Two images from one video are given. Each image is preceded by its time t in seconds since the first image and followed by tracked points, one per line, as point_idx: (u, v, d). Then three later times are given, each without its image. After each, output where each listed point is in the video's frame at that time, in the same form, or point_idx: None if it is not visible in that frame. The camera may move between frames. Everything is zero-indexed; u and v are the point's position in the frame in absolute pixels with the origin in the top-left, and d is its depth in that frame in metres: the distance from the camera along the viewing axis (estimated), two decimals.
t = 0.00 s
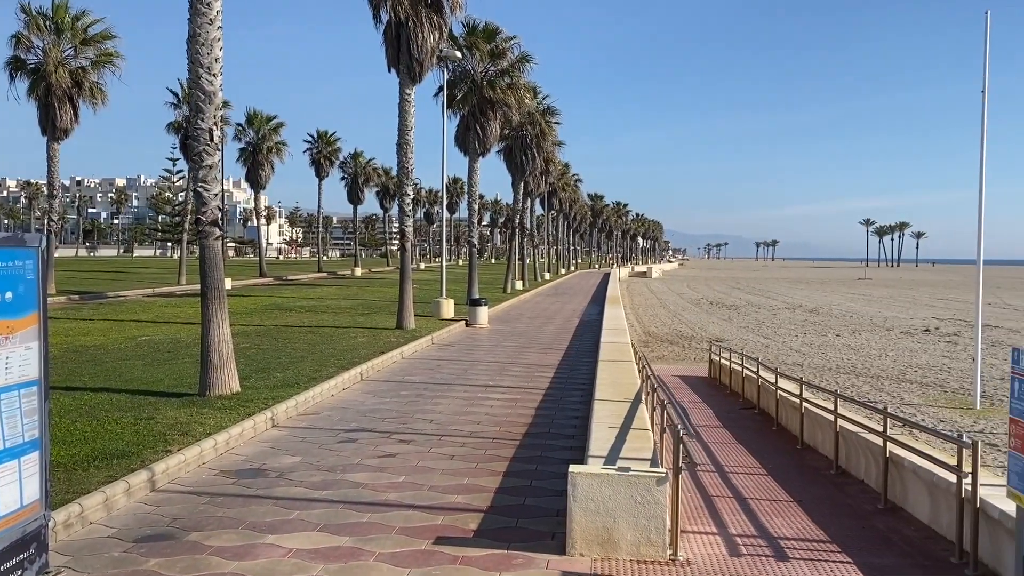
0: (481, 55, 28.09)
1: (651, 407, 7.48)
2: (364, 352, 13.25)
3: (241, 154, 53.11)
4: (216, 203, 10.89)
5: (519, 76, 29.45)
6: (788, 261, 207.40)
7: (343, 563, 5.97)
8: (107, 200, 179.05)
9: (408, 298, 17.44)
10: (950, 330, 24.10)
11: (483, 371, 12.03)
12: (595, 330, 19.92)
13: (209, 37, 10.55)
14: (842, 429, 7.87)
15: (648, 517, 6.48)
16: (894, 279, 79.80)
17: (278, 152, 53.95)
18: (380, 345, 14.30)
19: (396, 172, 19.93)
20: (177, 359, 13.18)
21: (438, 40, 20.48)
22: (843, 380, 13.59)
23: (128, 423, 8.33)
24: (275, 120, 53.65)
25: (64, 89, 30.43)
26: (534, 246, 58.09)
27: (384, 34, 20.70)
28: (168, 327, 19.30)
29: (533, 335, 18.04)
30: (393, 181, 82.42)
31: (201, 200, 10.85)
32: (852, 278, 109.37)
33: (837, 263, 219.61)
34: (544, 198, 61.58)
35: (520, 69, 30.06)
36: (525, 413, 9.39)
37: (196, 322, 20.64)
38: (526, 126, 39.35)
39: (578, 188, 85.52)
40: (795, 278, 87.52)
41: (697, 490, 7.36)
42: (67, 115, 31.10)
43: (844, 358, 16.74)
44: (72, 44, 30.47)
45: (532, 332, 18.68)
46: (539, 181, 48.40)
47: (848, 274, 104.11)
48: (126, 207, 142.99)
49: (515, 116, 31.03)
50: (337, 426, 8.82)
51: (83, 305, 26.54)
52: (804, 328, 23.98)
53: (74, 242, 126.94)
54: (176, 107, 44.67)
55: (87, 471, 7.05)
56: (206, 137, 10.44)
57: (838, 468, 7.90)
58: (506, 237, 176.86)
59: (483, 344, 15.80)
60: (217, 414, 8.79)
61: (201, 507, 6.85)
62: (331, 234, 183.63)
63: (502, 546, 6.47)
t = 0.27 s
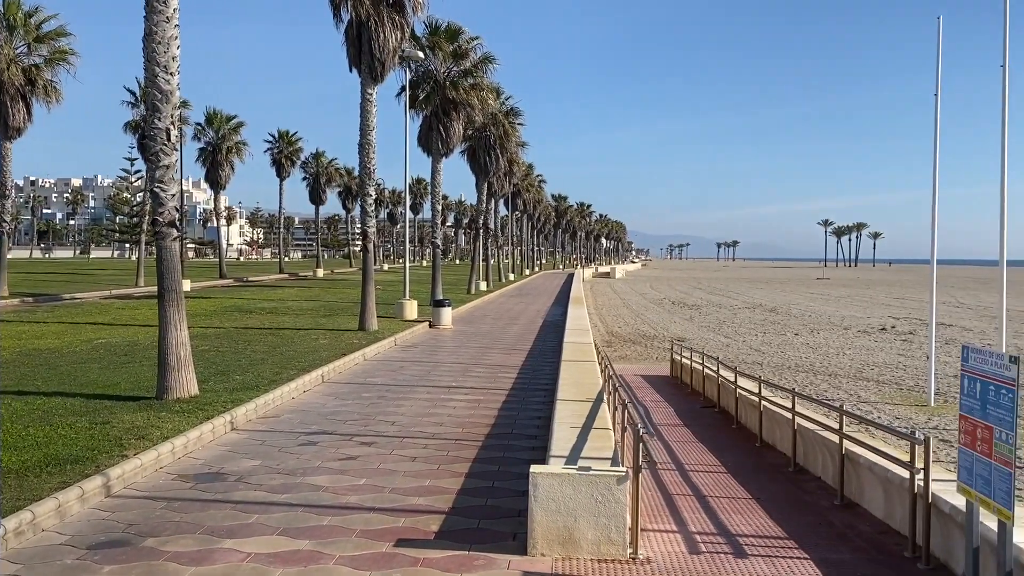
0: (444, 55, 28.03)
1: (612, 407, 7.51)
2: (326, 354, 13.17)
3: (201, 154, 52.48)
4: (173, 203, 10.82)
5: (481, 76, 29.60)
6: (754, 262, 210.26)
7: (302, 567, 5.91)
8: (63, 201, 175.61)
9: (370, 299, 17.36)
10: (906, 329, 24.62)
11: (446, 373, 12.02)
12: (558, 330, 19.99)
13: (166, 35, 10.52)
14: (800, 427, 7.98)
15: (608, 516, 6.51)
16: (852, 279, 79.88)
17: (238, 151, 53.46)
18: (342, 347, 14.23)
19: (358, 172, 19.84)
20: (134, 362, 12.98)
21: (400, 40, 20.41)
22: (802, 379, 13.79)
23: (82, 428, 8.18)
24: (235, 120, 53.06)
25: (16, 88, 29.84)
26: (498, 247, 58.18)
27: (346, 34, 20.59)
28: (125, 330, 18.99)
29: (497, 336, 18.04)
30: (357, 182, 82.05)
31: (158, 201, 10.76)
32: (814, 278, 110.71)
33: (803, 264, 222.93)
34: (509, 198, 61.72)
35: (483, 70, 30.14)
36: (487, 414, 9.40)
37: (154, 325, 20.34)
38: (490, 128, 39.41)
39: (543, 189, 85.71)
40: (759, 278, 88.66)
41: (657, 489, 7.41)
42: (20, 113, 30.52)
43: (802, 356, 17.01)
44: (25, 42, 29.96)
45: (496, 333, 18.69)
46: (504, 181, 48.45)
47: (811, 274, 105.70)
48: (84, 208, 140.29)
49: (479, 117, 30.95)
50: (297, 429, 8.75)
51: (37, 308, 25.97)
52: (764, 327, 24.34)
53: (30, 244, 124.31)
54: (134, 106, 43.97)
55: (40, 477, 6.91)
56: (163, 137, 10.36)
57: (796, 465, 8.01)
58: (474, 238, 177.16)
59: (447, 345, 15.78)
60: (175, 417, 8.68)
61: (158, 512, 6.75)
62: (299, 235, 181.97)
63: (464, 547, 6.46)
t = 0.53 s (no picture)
0: (405, 55, 27.85)
1: (573, 407, 7.53)
2: (285, 356, 13.05)
3: (158, 154, 51.67)
4: (128, 203, 10.71)
5: (443, 76, 29.64)
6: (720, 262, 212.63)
7: (260, 572, 5.82)
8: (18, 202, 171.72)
9: (331, 300, 17.24)
10: (862, 327, 25.08)
11: (408, 374, 11.98)
12: (520, 331, 20.02)
13: (120, 33, 10.44)
14: (757, 425, 8.07)
15: (568, 516, 6.52)
16: (810, 279, 79.69)
17: (196, 151, 52.81)
18: (302, 349, 14.11)
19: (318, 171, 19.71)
20: (87, 366, 12.72)
21: (360, 39, 20.29)
22: (761, 377, 13.98)
23: (33, 433, 8.00)
24: (193, 120, 52.37)
25: None
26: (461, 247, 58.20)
27: (305, 32, 20.52)
28: (79, 333, 18.59)
29: (460, 337, 17.99)
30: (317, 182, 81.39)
31: (112, 202, 10.62)
32: (776, 277, 111.81)
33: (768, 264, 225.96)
34: (471, 199, 61.82)
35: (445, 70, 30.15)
36: (448, 415, 9.39)
37: (108, 328, 19.94)
38: (452, 128, 39.47)
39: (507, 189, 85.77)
40: (722, 277, 89.66)
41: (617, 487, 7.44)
42: None
43: (761, 355, 17.24)
44: None
45: (459, 334, 18.65)
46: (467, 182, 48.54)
47: (775, 273, 107.13)
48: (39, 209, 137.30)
49: (440, 117, 30.86)
50: (256, 432, 8.66)
51: None
52: (723, 327, 24.63)
53: None
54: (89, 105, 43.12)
55: None
56: (118, 136, 10.25)
57: (754, 463, 8.10)
58: (440, 239, 176.87)
59: (409, 346, 15.73)
60: (130, 422, 8.53)
61: (111, 518, 6.60)
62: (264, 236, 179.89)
63: (423, 549, 6.43)
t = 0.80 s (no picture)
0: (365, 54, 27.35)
1: (533, 406, 7.53)
2: (244, 358, 12.91)
3: (113, 153, 50.73)
4: (80, 203, 10.56)
5: (404, 76, 29.56)
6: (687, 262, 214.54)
7: None
8: None
9: (290, 302, 17.09)
10: (818, 326, 25.50)
11: (368, 376, 11.92)
12: (482, 331, 20.00)
13: (71, 30, 10.30)
14: (715, 423, 8.15)
15: (528, 516, 6.52)
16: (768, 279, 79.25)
17: (152, 151, 52.01)
18: (261, 351, 13.96)
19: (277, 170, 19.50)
20: (38, 369, 12.43)
21: (320, 38, 20.15)
22: (720, 375, 14.13)
23: None
24: (149, 118, 51.53)
25: None
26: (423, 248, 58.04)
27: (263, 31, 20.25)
28: (30, 336, 18.16)
29: (421, 338, 17.91)
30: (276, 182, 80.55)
31: (64, 202, 10.47)
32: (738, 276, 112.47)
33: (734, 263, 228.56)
34: (433, 199, 61.73)
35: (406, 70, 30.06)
36: (409, 417, 9.35)
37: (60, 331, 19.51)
38: (413, 127, 39.40)
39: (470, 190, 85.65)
40: (675, 276, 90.40)
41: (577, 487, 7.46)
42: None
43: (720, 354, 17.44)
44: None
45: (421, 335, 18.58)
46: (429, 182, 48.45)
47: (739, 273, 108.43)
48: None
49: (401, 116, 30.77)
50: (213, 435, 8.54)
51: None
52: (684, 326, 24.86)
53: None
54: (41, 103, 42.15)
55: None
56: (69, 134, 10.11)
57: (712, 460, 8.18)
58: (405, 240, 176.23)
59: (369, 348, 15.64)
60: (83, 426, 8.35)
61: (63, 525, 6.45)
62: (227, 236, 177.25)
63: (382, 551, 6.38)
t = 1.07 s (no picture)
0: (324, 53, 27.35)
1: (493, 407, 7.53)
2: (201, 360, 12.75)
3: (66, 153, 49.75)
4: (30, 203, 10.35)
5: (363, 75, 29.40)
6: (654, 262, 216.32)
7: None
8: None
9: (248, 303, 16.93)
10: (775, 324, 25.88)
11: (328, 377, 11.85)
12: (443, 332, 19.98)
13: (19, 26, 10.05)
14: (674, 421, 8.22)
15: (487, 517, 6.51)
16: (726, 279, 78.80)
17: (106, 150, 51.13)
18: (218, 353, 13.81)
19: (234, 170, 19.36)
20: None
21: (277, 37, 20.00)
22: (680, 374, 14.29)
23: None
24: (104, 117, 50.67)
25: None
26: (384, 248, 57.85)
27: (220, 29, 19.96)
28: None
29: (382, 339, 17.84)
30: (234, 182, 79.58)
31: (13, 202, 10.25)
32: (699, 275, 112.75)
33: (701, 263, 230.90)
34: (394, 199, 61.54)
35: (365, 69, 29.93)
36: (368, 419, 9.32)
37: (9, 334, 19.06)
38: (374, 127, 39.26)
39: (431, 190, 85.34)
40: (635, 275, 90.90)
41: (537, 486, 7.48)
42: None
43: (679, 352, 17.63)
44: None
45: (382, 336, 18.50)
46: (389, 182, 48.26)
47: (700, 272, 109.59)
48: None
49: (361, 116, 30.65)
50: (168, 439, 8.42)
51: None
52: (645, 325, 25.08)
53: None
54: None
55: None
56: (18, 133, 9.89)
57: (671, 458, 8.25)
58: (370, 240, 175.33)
59: (329, 349, 15.55)
60: (33, 431, 8.18)
61: (11, 532, 6.30)
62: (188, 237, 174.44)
63: (340, 554, 6.33)
